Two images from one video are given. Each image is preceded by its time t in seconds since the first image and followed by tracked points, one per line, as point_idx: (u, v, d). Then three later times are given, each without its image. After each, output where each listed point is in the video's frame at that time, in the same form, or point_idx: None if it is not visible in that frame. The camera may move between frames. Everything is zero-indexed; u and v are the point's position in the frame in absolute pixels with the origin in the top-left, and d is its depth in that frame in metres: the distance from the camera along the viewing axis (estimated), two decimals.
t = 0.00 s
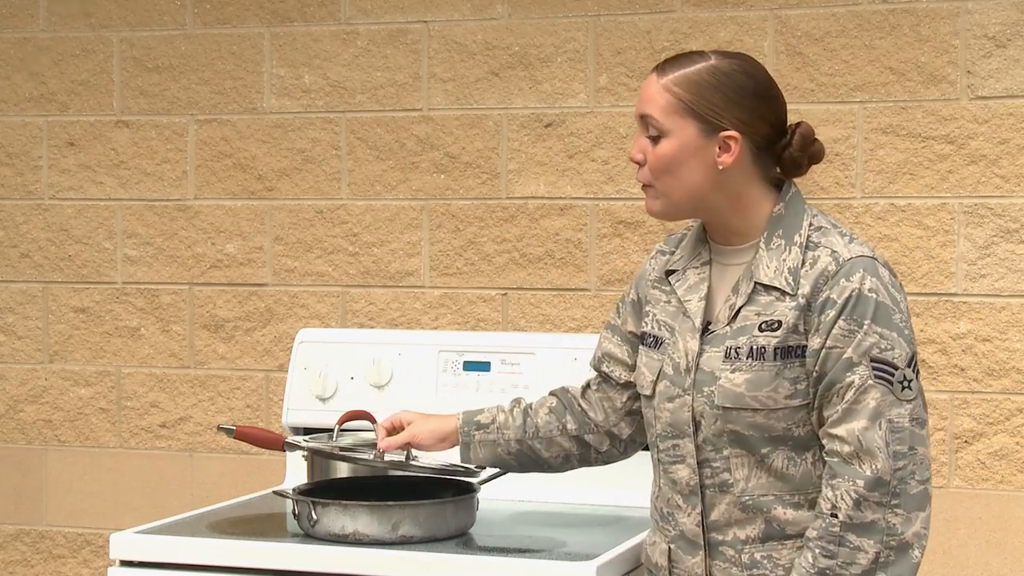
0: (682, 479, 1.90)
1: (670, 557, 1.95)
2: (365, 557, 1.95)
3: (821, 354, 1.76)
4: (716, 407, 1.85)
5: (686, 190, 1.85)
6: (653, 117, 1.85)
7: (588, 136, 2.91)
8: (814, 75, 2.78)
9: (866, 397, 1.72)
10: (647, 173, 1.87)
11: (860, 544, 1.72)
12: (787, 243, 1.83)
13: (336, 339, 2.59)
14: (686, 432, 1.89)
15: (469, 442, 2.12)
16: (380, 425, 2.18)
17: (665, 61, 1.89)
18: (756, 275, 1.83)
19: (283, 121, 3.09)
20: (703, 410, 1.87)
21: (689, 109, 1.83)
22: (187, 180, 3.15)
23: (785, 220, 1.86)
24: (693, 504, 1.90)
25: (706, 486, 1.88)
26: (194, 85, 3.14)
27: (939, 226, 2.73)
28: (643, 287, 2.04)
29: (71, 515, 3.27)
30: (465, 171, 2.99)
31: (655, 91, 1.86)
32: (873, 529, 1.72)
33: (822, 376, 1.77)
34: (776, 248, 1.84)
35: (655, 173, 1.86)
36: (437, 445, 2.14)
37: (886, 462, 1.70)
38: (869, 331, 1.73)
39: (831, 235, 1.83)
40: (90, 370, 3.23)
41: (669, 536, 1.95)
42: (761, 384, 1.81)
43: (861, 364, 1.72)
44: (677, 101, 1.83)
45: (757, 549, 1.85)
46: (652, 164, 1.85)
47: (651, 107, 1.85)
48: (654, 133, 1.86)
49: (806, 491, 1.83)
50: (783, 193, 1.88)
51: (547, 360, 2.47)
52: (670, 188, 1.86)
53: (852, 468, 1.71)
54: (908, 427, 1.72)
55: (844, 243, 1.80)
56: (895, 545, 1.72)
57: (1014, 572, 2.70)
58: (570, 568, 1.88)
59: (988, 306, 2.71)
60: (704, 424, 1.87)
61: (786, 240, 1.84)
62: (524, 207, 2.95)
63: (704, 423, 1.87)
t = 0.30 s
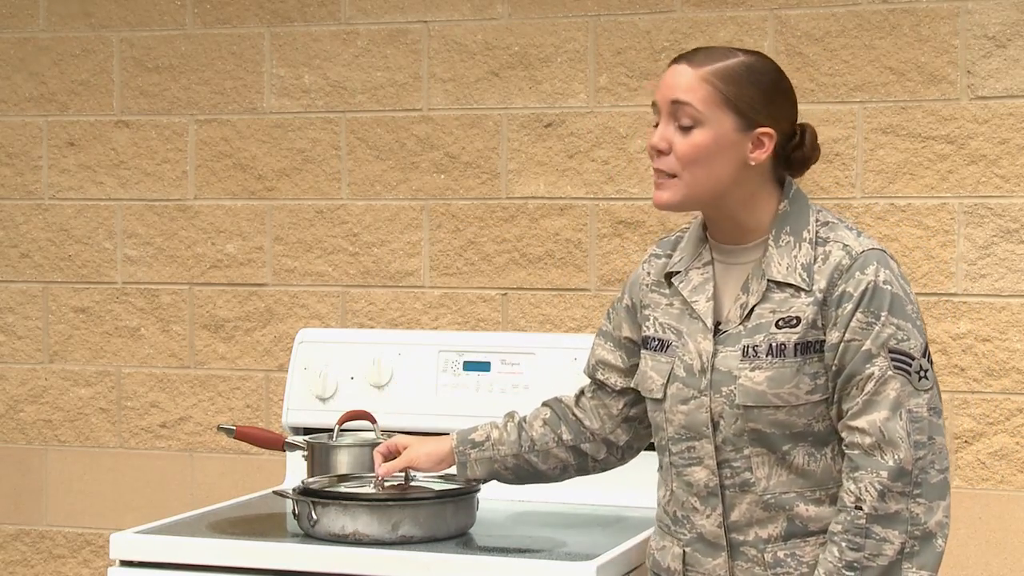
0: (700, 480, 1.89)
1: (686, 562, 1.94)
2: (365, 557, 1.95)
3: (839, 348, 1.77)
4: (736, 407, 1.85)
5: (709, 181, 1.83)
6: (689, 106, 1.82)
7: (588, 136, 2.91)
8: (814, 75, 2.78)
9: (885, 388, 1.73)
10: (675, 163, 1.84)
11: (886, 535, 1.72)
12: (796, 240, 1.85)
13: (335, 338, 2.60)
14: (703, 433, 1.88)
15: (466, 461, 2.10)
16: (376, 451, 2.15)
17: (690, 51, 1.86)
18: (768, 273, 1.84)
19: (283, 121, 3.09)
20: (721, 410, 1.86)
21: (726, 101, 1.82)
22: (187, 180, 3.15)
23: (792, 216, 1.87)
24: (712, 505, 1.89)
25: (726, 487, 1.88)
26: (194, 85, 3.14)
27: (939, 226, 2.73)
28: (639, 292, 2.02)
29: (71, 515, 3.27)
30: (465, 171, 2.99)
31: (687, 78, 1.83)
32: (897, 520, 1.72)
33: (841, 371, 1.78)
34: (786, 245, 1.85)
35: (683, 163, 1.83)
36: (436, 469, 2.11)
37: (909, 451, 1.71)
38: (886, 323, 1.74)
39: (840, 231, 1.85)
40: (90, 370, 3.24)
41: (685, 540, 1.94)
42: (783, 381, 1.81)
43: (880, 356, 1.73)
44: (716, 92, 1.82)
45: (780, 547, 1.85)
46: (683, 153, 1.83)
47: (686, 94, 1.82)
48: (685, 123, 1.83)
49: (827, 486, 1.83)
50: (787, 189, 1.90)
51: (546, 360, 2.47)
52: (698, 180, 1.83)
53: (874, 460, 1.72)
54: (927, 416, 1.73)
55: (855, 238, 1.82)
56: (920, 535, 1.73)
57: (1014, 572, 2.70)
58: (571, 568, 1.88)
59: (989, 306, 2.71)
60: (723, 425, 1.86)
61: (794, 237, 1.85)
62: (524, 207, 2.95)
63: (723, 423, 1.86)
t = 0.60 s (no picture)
0: (717, 479, 1.88)
1: (700, 563, 1.92)
2: (365, 557, 1.95)
3: (857, 340, 1.78)
4: (756, 402, 1.84)
5: (771, 176, 1.82)
6: (768, 99, 1.80)
7: (588, 136, 2.91)
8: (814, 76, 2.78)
9: (903, 379, 1.74)
10: (745, 152, 1.80)
11: (907, 527, 1.73)
12: (807, 235, 1.86)
13: (335, 338, 2.60)
14: (721, 430, 1.86)
15: (458, 465, 2.10)
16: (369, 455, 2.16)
17: (749, 42, 1.84)
18: (783, 268, 1.84)
19: (283, 121, 3.09)
20: (740, 406, 1.85)
21: (797, 101, 1.83)
22: (187, 180, 3.15)
23: (800, 213, 1.89)
24: (729, 503, 1.88)
25: (744, 485, 1.87)
26: (194, 85, 3.14)
27: (939, 226, 2.73)
28: (636, 295, 2.00)
29: (71, 515, 3.27)
30: (465, 171, 2.99)
31: (764, 70, 1.81)
32: (916, 511, 1.73)
33: (858, 363, 1.79)
34: (798, 241, 1.86)
35: (754, 154, 1.80)
36: (431, 471, 2.12)
37: (927, 442, 1.73)
38: (902, 315, 1.76)
39: (848, 228, 1.87)
40: (90, 370, 3.24)
41: (698, 541, 1.92)
42: (805, 374, 1.80)
43: (898, 347, 1.74)
44: (791, 89, 1.82)
45: (800, 544, 1.84)
46: (757, 144, 1.80)
47: (764, 85, 1.80)
48: (755, 114, 1.81)
49: (845, 481, 1.83)
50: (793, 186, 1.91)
51: (546, 360, 2.47)
52: (762, 173, 1.81)
53: (892, 452, 1.73)
54: (942, 408, 1.75)
55: (866, 234, 1.84)
56: (938, 527, 1.74)
57: (1014, 572, 2.70)
58: (571, 568, 1.88)
59: (989, 306, 2.71)
60: (743, 421, 1.85)
61: (805, 233, 1.86)
62: (524, 207, 2.95)
63: (741, 419, 1.85)
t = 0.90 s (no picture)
0: (726, 474, 1.86)
1: (707, 562, 1.89)
2: (365, 557, 1.95)
3: (866, 333, 1.78)
4: (768, 395, 1.82)
5: (787, 181, 1.82)
6: (786, 106, 1.79)
7: (588, 136, 2.91)
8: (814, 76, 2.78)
9: (911, 371, 1.74)
10: (765, 161, 1.79)
11: (917, 519, 1.72)
12: (812, 231, 1.86)
13: (335, 338, 2.60)
14: (731, 424, 1.85)
15: (457, 467, 2.09)
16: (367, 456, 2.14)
17: (761, 43, 1.82)
18: (791, 263, 1.84)
19: (283, 121, 3.09)
20: (750, 399, 1.84)
21: (811, 105, 1.82)
22: (187, 180, 3.15)
23: (805, 210, 1.90)
24: (739, 499, 1.85)
25: (754, 480, 1.85)
26: (194, 85, 3.14)
27: (939, 226, 2.73)
28: (635, 296, 1.98)
29: (71, 515, 3.27)
30: (465, 171, 2.99)
31: (782, 76, 1.79)
32: (925, 504, 1.73)
33: (866, 357, 1.79)
34: (804, 236, 1.86)
35: (774, 162, 1.80)
36: (430, 473, 2.11)
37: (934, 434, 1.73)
38: (909, 308, 1.76)
39: (852, 225, 1.87)
40: (90, 370, 3.24)
41: (705, 539, 1.89)
42: (817, 366, 1.80)
43: (906, 339, 1.75)
44: (807, 94, 1.81)
45: (809, 540, 1.82)
46: (776, 153, 1.79)
47: (785, 92, 1.79)
48: (773, 121, 1.80)
49: (854, 476, 1.82)
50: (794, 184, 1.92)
51: (546, 360, 2.47)
52: (779, 180, 1.81)
53: (900, 444, 1.73)
54: (948, 402, 1.75)
55: (871, 230, 1.85)
56: (947, 520, 1.74)
57: (1014, 572, 2.70)
58: (571, 568, 1.88)
59: (989, 306, 2.71)
60: (754, 415, 1.83)
61: (811, 229, 1.87)
62: (524, 207, 2.95)
63: (752, 413, 1.84)
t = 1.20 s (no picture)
0: (719, 470, 1.85)
1: (701, 560, 1.88)
2: (365, 557, 1.95)
3: (858, 326, 1.77)
4: (760, 389, 1.82)
5: (778, 181, 1.82)
6: (775, 108, 1.79)
7: (588, 136, 2.91)
8: (814, 75, 2.78)
9: (904, 365, 1.73)
10: (756, 164, 1.79)
11: (912, 514, 1.71)
12: (804, 227, 1.86)
13: (335, 338, 2.59)
14: (723, 419, 1.84)
15: (479, 438, 2.09)
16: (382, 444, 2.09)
17: (748, 44, 1.82)
18: (782, 258, 1.84)
19: (283, 121, 3.09)
20: (741, 394, 1.83)
21: (800, 104, 1.82)
22: (187, 180, 3.15)
23: (797, 207, 1.89)
24: (733, 495, 1.85)
25: (748, 475, 1.84)
26: (194, 85, 3.14)
27: (939, 226, 2.73)
28: (629, 297, 1.98)
29: (71, 515, 3.27)
30: (465, 171, 2.99)
31: (771, 78, 1.79)
32: (921, 499, 1.72)
33: (859, 351, 1.78)
34: (796, 232, 1.85)
35: (765, 164, 1.80)
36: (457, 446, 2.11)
37: (928, 427, 1.72)
38: (901, 301, 1.76)
39: (845, 221, 1.87)
40: (90, 370, 3.23)
41: (699, 537, 1.89)
42: (808, 359, 1.79)
43: (898, 333, 1.74)
44: (795, 94, 1.81)
45: (804, 537, 1.81)
46: (766, 154, 1.79)
47: (774, 94, 1.79)
48: (762, 123, 1.80)
49: (849, 472, 1.81)
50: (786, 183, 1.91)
51: (546, 360, 2.47)
52: (771, 181, 1.81)
53: (895, 438, 1.72)
54: (943, 396, 1.74)
55: (863, 225, 1.84)
56: (944, 515, 1.73)
57: (1014, 572, 2.70)
58: (572, 569, 1.88)
59: (989, 306, 2.71)
60: (746, 409, 1.83)
61: (803, 225, 1.86)
62: (524, 207, 2.95)
63: (744, 408, 1.83)
